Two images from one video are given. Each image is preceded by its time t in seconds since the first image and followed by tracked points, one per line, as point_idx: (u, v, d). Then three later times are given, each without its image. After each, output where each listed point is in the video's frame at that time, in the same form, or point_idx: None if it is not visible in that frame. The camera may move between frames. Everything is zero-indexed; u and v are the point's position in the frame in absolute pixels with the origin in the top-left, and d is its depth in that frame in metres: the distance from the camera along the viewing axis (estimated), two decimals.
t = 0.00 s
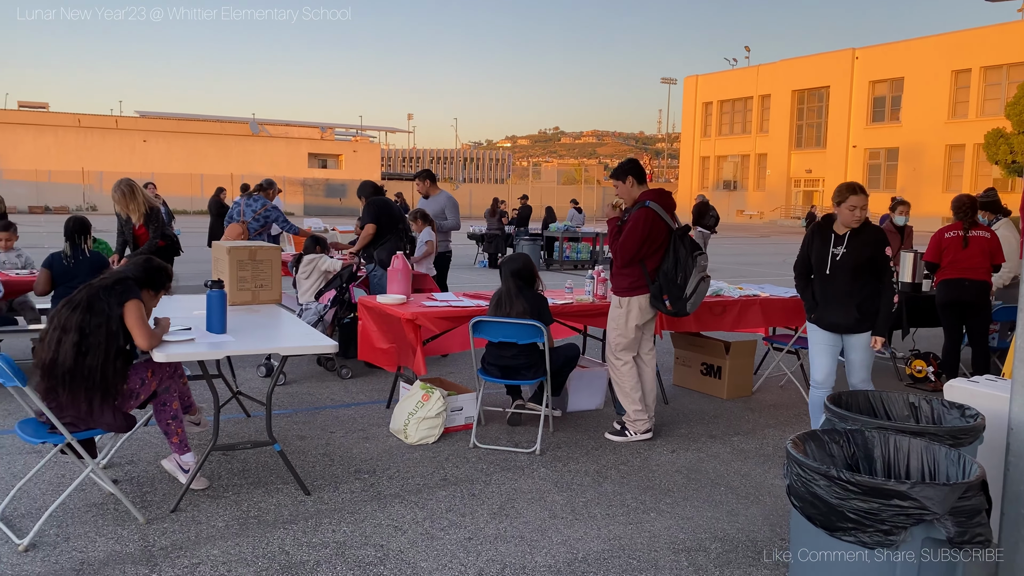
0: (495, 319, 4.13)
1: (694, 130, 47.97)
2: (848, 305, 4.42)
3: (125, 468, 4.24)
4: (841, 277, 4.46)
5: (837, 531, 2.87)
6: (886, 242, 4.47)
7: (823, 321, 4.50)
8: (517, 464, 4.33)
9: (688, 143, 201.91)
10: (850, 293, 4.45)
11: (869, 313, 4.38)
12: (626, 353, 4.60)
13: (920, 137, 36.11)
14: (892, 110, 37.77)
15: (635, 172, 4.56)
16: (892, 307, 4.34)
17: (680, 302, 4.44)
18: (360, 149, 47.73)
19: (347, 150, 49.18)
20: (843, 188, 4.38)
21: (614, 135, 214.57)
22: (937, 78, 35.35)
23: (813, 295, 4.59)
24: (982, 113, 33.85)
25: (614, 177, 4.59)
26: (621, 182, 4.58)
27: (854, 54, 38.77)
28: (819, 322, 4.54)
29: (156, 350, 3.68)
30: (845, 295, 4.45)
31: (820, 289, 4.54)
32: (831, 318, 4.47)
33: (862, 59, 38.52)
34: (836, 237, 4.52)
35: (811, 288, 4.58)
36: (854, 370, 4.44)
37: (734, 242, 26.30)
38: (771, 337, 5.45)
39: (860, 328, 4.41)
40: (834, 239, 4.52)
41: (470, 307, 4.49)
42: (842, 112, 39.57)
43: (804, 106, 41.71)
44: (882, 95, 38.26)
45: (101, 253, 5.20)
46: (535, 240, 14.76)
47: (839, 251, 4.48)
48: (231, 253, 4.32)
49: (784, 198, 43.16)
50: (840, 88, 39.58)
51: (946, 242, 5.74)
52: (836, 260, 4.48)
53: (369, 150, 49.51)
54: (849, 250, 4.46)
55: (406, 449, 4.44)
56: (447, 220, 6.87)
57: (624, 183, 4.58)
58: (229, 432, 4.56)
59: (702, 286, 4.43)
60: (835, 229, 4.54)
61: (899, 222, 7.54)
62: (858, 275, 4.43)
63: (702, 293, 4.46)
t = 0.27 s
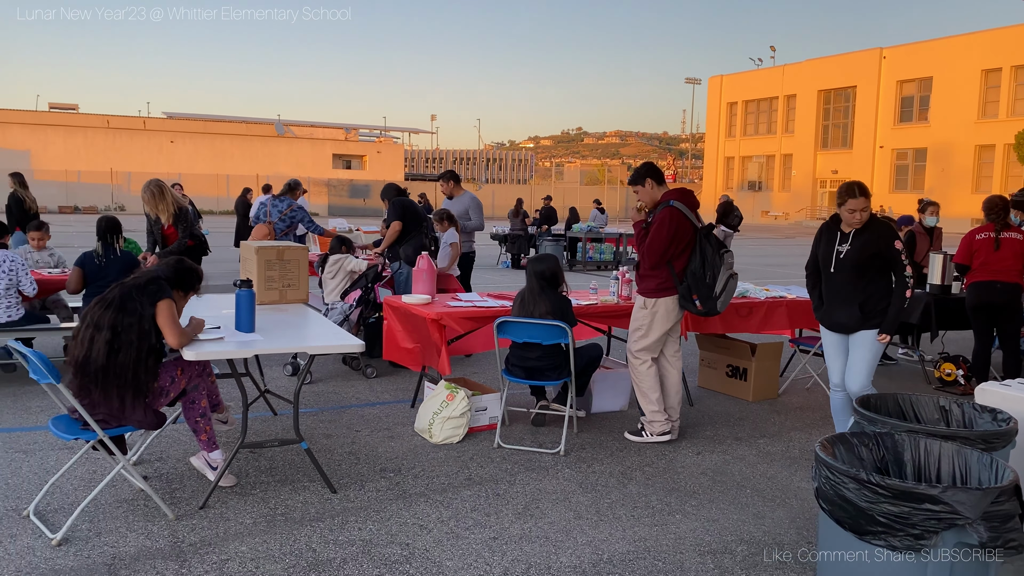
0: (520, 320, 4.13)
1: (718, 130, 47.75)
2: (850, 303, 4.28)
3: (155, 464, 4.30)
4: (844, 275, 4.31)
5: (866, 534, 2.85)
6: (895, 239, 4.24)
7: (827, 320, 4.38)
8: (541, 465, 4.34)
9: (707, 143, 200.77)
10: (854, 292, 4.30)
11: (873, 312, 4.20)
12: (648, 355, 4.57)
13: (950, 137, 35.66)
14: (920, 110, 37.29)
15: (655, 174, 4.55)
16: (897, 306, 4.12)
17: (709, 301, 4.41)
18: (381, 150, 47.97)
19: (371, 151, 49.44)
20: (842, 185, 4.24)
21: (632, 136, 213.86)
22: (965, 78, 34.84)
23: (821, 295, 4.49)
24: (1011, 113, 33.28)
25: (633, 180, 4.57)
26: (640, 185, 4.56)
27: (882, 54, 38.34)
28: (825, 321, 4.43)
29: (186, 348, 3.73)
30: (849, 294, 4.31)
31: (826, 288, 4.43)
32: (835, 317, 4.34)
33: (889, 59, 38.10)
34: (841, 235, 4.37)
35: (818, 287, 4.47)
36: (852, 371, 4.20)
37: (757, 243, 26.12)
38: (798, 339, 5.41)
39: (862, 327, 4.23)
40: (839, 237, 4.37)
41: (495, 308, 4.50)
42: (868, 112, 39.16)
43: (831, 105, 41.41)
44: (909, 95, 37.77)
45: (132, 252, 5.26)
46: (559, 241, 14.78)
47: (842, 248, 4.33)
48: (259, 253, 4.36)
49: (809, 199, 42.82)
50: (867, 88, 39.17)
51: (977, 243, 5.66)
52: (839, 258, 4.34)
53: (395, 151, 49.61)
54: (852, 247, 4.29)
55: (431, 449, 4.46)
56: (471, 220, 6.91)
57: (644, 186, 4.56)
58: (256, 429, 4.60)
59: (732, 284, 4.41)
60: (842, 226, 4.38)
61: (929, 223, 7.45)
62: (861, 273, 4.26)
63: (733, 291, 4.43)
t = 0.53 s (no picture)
0: (545, 320, 4.13)
1: (744, 130, 47.51)
2: (858, 310, 4.19)
3: (184, 461, 4.35)
4: (852, 281, 4.22)
5: (897, 538, 2.81)
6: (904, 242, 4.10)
7: (837, 327, 4.30)
8: (566, 465, 4.34)
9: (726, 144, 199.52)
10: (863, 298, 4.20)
11: (884, 318, 4.10)
12: (679, 358, 4.55)
13: (979, 137, 35.14)
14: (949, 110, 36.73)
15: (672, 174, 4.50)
16: (907, 312, 4.01)
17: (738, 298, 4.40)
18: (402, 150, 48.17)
19: (396, 151, 49.68)
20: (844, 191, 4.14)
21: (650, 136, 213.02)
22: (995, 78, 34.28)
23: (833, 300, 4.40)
24: None
25: (650, 182, 4.54)
26: (658, 186, 4.53)
27: (910, 53, 37.82)
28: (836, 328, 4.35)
29: (216, 346, 3.78)
30: (858, 300, 4.21)
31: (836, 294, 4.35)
32: (846, 324, 4.25)
33: (917, 58, 37.57)
34: (849, 240, 4.27)
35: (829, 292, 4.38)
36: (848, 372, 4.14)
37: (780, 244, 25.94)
38: (826, 341, 5.37)
39: (871, 334, 4.14)
40: (847, 241, 4.27)
41: (520, 308, 4.51)
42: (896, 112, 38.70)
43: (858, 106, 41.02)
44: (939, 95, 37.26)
45: (163, 251, 5.33)
46: (583, 241, 14.76)
47: (849, 253, 4.23)
48: (288, 252, 4.40)
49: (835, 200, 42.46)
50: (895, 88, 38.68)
51: (1010, 246, 5.59)
52: (846, 264, 4.24)
53: (415, 151, 49.90)
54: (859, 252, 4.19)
55: (456, 448, 4.47)
56: (496, 219, 6.93)
57: (661, 187, 4.53)
58: (284, 427, 4.64)
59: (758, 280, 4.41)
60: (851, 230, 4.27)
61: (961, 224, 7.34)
62: (869, 278, 4.15)
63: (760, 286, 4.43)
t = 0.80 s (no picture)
0: (571, 320, 4.12)
1: (770, 131, 47.22)
2: (856, 318, 4.03)
3: (213, 457, 4.40)
4: (849, 288, 4.06)
5: (929, 543, 2.77)
6: (903, 249, 3.91)
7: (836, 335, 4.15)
8: (592, 466, 4.33)
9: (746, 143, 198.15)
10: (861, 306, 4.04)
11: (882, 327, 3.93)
12: (708, 362, 4.52)
13: (1011, 138, 34.57)
14: (981, 109, 36.05)
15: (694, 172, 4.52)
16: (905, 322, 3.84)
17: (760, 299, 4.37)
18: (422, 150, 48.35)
19: (420, 152, 49.80)
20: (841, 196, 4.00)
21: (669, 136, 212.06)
22: None
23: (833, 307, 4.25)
24: None
25: (670, 180, 4.59)
26: (676, 185, 4.57)
27: (941, 53, 37.29)
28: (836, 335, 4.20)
29: (246, 344, 3.82)
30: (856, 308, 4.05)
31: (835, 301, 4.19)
32: (845, 332, 4.10)
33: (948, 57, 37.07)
34: (848, 245, 4.10)
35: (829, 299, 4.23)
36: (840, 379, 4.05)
37: (805, 245, 25.73)
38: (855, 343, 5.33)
39: (869, 343, 3.97)
40: (846, 247, 4.11)
41: (545, 308, 4.51)
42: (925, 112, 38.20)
43: (887, 105, 40.55)
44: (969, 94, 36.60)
45: (192, 250, 5.39)
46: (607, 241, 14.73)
47: (848, 259, 4.07)
48: (315, 252, 4.43)
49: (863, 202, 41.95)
50: (925, 87, 38.17)
51: None
52: (844, 270, 4.09)
53: (438, 151, 50.05)
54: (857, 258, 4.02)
55: (481, 447, 4.49)
56: (521, 220, 6.96)
57: (680, 186, 4.57)
58: (311, 425, 4.68)
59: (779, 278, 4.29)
60: (851, 235, 4.11)
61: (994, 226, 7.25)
62: (867, 286, 3.99)
63: (783, 285, 4.31)
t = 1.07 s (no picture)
0: (597, 321, 4.12)
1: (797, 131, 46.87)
2: (848, 316, 3.96)
3: (241, 454, 4.45)
4: (842, 285, 4.00)
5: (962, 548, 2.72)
6: (894, 248, 3.78)
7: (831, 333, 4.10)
8: (617, 467, 4.33)
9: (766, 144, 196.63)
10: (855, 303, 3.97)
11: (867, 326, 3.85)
12: (737, 365, 4.46)
13: None
14: (1010, 108, 35.28)
15: (717, 175, 4.50)
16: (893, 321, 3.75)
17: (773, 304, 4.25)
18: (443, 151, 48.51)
19: (444, 152, 49.87)
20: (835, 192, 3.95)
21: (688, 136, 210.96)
22: None
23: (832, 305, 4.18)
24: None
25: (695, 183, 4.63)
26: (701, 188, 4.61)
27: (972, 52, 36.75)
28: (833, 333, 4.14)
29: (275, 342, 3.86)
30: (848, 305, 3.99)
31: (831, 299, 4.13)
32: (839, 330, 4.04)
33: (979, 56, 36.51)
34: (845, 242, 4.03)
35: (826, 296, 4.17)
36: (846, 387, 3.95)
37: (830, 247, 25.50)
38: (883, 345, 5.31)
39: (859, 342, 3.90)
40: (842, 243, 4.03)
41: (570, 308, 4.51)
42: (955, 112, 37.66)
43: (916, 105, 40.12)
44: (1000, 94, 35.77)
45: (221, 249, 5.45)
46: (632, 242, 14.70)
47: (842, 256, 4.00)
48: (342, 251, 4.47)
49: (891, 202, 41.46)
50: (955, 87, 37.63)
51: None
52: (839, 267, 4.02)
53: (462, 151, 50.16)
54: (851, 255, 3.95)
55: (506, 447, 4.50)
56: (545, 220, 6.97)
57: (704, 189, 4.59)
58: (338, 423, 4.72)
59: (789, 281, 4.14)
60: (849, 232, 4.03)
61: None
62: (858, 283, 3.91)
63: (795, 288, 4.15)
